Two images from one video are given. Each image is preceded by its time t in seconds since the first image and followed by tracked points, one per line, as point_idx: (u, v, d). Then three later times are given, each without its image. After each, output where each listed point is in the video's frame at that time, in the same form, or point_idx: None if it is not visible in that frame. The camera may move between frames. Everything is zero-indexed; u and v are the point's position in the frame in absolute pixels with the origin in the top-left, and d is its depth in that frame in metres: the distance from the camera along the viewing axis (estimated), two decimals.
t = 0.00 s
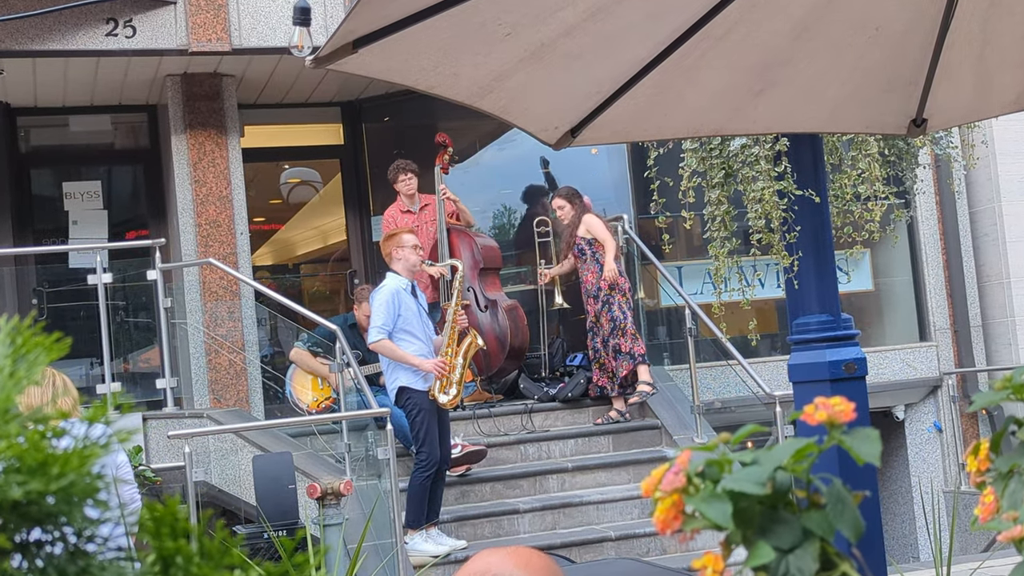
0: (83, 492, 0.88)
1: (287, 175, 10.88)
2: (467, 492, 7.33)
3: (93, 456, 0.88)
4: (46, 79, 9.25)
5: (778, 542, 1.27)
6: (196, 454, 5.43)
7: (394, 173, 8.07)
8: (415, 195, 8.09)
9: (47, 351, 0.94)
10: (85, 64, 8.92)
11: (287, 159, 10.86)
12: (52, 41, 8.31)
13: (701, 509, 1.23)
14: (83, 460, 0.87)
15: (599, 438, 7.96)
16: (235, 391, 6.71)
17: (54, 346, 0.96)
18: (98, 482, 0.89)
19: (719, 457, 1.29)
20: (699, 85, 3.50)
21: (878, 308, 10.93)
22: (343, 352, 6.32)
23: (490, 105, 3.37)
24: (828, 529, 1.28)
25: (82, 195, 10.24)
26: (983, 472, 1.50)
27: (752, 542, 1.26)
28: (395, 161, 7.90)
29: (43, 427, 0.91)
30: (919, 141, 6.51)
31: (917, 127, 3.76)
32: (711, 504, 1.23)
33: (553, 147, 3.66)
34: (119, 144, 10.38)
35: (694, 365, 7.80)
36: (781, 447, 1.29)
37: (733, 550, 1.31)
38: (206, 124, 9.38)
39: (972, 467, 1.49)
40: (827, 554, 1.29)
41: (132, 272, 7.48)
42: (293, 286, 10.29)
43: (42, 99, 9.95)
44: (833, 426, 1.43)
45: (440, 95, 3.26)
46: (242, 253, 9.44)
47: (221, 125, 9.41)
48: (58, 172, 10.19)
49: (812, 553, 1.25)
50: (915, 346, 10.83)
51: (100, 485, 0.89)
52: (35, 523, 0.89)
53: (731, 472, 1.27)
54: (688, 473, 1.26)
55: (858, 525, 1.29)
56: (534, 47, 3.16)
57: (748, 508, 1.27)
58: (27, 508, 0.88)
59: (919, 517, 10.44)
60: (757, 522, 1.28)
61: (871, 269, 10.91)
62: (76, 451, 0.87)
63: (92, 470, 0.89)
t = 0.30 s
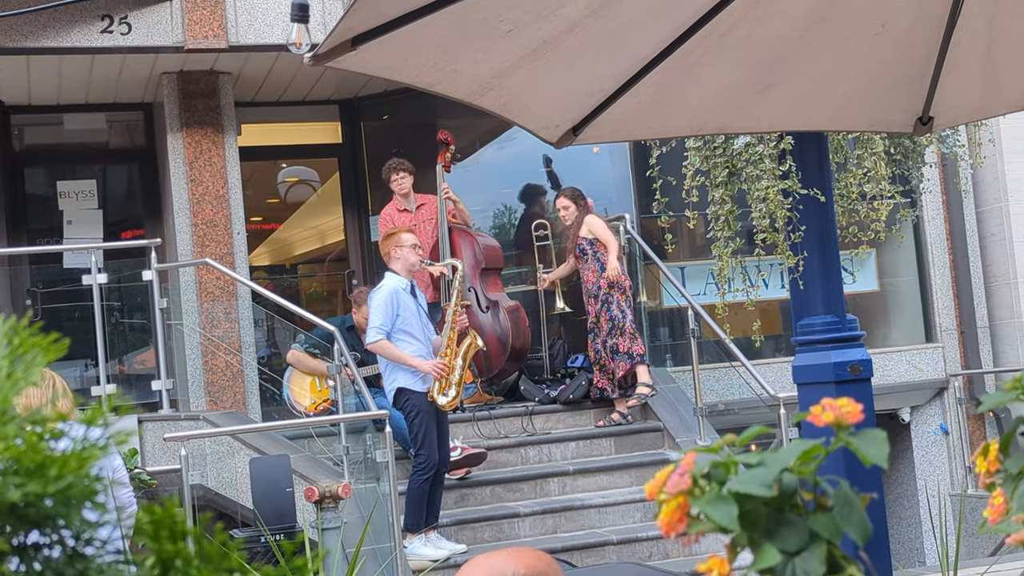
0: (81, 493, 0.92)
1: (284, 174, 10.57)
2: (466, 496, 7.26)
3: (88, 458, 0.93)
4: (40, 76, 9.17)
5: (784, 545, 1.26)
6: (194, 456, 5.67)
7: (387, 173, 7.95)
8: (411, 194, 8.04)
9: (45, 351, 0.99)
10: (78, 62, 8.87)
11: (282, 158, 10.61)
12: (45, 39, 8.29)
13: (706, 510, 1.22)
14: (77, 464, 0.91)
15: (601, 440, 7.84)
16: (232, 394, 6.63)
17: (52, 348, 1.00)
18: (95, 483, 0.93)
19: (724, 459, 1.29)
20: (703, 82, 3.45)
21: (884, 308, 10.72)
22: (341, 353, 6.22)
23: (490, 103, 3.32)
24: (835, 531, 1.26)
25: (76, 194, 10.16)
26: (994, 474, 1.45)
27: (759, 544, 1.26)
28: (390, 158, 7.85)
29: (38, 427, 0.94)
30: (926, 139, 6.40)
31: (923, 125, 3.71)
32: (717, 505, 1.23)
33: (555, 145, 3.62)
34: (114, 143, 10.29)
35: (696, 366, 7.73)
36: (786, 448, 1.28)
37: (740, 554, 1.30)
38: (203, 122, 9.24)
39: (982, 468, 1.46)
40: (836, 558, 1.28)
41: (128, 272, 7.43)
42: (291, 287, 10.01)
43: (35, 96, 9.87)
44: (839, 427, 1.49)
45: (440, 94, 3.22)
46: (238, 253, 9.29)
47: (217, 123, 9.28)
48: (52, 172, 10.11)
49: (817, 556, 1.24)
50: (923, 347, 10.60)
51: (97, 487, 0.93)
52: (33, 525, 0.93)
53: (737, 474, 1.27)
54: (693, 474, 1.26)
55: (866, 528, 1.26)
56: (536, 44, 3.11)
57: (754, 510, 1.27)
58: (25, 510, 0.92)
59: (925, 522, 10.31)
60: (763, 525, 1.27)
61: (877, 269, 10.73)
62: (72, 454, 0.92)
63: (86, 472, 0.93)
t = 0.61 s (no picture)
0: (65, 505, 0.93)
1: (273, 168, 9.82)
2: (466, 505, 7.07)
3: (74, 469, 0.94)
4: (20, 66, 8.47)
5: (800, 558, 1.21)
6: (178, 465, 5.21)
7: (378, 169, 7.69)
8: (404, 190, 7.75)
9: (27, 356, 0.99)
10: (57, 51, 8.14)
11: (270, 151, 9.83)
12: (23, 27, 7.59)
13: (718, 523, 1.19)
14: (64, 475, 0.93)
15: (606, 447, 7.67)
16: (219, 399, 6.38)
17: (33, 352, 1.00)
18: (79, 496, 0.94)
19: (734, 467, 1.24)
20: (712, 72, 3.30)
21: (902, 309, 10.57)
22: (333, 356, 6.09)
23: (490, 94, 3.17)
24: (853, 543, 1.22)
25: (56, 190, 9.45)
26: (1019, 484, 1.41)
27: (773, 558, 1.21)
28: (382, 154, 7.62)
29: (24, 435, 0.96)
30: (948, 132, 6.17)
31: (944, 118, 3.55)
32: (729, 518, 1.20)
33: (558, 138, 3.47)
34: (95, 135, 9.58)
35: (707, 370, 7.50)
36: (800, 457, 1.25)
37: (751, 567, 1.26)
38: (189, 115, 8.54)
39: (1007, 477, 1.41)
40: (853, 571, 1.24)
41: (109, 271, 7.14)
42: (280, 287, 9.55)
43: (13, 86, 9.10)
44: (855, 434, 1.37)
45: (437, 85, 3.07)
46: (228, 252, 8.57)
47: (204, 115, 8.57)
48: (30, 167, 9.40)
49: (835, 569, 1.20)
50: (940, 350, 10.44)
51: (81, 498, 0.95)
52: (14, 538, 0.95)
53: (748, 484, 1.23)
54: (702, 484, 1.22)
55: (885, 540, 1.22)
56: (537, 33, 2.96)
57: (768, 522, 1.23)
58: (6, 522, 0.94)
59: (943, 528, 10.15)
60: (777, 537, 1.23)
61: (895, 269, 10.55)
62: (59, 464, 0.93)
63: (71, 484, 0.94)
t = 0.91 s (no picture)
0: (26, 519, 1.15)
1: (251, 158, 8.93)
2: (461, 526, 6.40)
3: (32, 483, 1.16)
4: None
5: None
6: (146, 482, 4.92)
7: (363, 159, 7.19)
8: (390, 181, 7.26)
9: None
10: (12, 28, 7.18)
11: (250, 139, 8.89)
12: None
13: (740, 541, 1.31)
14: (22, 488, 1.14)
15: (615, 462, 7.06)
16: (192, 409, 5.98)
17: None
18: (39, 512, 1.16)
19: (759, 482, 1.37)
20: (731, 54, 3.03)
21: (939, 310, 9.39)
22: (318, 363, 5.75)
23: (489, 76, 2.90)
24: (882, 562, 1.34)
25: (14, 180, 8.36)
26: None
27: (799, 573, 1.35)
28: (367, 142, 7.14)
29: None
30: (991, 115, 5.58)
31: (984, 102, 3.29)
32: (751, 535, 1.31)
33: (562, 123, 3.19)
34: (56, 122, 8.47)
35: (724, 377, 7.12)
36: (826, 475, 1.36)
37: None
38: (160, 98, 7.59)
39: None
40: None
41: (74, 270, 6.61)
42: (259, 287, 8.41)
43: None
44: (890, 444, 1.43)
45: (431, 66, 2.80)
46: (201, 250, 7.66)
47: (175, 100, 7.61)
48: None
49: None
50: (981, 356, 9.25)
51: (41, 515, 1.17)
52: None
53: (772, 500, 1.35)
54: (724, 500, 1.34)
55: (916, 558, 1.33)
56: (539, 10, 2.68)
57: (793, 538, 1.35)
58: None
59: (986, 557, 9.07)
60: (803, 555, 1.36)
61: (930, 265, 9.37)
62: (18, 479, 1.15)
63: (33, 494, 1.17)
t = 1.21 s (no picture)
0: None
1: (236, 150, 8.76)
2: (458, 540, 6.18)
3: None
4: None
5: None
6: (124, 493, 4.89)
7: (352, 153, 7.02)
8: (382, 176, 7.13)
9: None
10: None
11: (233, 130, 8.70)
12: None
13: (755, 554, 1.28)
14: None
15: (622, 472, 6.83)
16: (173, 416, 5.79)
17: None
18: (15, 522, 1.23)
19: (776, 493, 1.33)
20: (749, 39, 2.93)
21: (966, 311, 8.95)
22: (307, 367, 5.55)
23: (485, 64, 2.73)
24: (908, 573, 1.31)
25: None
26: None
27: None
28: (358, 135, 6.95)
29: None
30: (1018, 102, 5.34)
31: (1013, 89, 3.22)
32: (765, 549, 1.28)
33: (566, 112, 3.04)
34: (29, 112, 8.22)
35: (737, 383, 6.87)
36: (846, 484, 1.33)
37: None
38: (138, 87, 7.30)
39: None
40: None
41: (46, 269, 6.45)
42: (244, 287, 8.43)
43: None
44: (913, 452, 1.39)
45: (426, 53, 2.64)
46: (182, 248, 7.39)
47: (155, 89, 7.33)
48: None
49: None
50: (1010, 359, 8.86)
51: (17, 525, 1.24)
52: None
53: (789, 510, 1.32)
54: (736, 511, 1.32)
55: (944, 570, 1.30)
56: None
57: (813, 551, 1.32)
58: None
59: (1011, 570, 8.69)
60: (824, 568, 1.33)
61: (956, 265, 8.94)
62: None
63: None
